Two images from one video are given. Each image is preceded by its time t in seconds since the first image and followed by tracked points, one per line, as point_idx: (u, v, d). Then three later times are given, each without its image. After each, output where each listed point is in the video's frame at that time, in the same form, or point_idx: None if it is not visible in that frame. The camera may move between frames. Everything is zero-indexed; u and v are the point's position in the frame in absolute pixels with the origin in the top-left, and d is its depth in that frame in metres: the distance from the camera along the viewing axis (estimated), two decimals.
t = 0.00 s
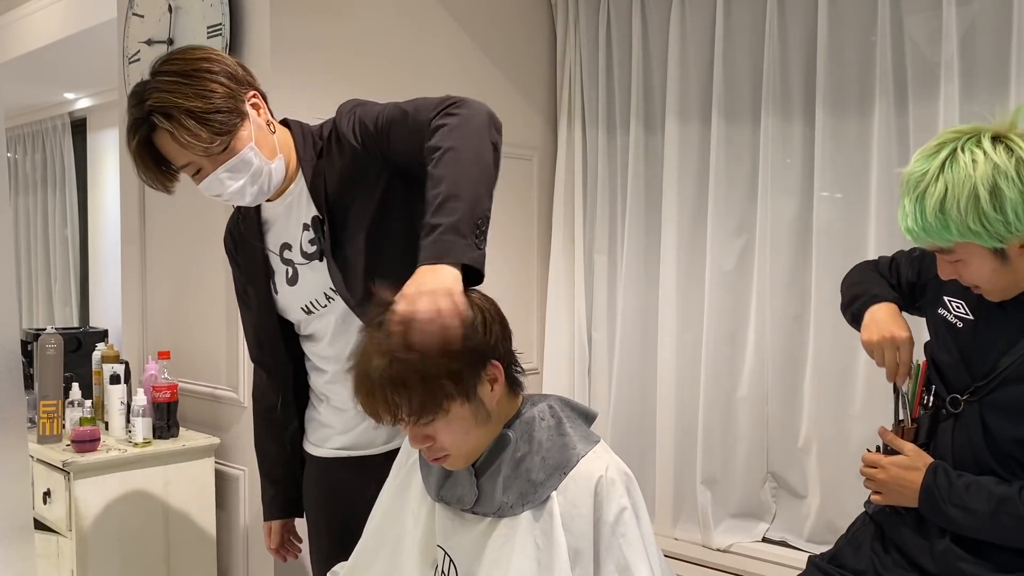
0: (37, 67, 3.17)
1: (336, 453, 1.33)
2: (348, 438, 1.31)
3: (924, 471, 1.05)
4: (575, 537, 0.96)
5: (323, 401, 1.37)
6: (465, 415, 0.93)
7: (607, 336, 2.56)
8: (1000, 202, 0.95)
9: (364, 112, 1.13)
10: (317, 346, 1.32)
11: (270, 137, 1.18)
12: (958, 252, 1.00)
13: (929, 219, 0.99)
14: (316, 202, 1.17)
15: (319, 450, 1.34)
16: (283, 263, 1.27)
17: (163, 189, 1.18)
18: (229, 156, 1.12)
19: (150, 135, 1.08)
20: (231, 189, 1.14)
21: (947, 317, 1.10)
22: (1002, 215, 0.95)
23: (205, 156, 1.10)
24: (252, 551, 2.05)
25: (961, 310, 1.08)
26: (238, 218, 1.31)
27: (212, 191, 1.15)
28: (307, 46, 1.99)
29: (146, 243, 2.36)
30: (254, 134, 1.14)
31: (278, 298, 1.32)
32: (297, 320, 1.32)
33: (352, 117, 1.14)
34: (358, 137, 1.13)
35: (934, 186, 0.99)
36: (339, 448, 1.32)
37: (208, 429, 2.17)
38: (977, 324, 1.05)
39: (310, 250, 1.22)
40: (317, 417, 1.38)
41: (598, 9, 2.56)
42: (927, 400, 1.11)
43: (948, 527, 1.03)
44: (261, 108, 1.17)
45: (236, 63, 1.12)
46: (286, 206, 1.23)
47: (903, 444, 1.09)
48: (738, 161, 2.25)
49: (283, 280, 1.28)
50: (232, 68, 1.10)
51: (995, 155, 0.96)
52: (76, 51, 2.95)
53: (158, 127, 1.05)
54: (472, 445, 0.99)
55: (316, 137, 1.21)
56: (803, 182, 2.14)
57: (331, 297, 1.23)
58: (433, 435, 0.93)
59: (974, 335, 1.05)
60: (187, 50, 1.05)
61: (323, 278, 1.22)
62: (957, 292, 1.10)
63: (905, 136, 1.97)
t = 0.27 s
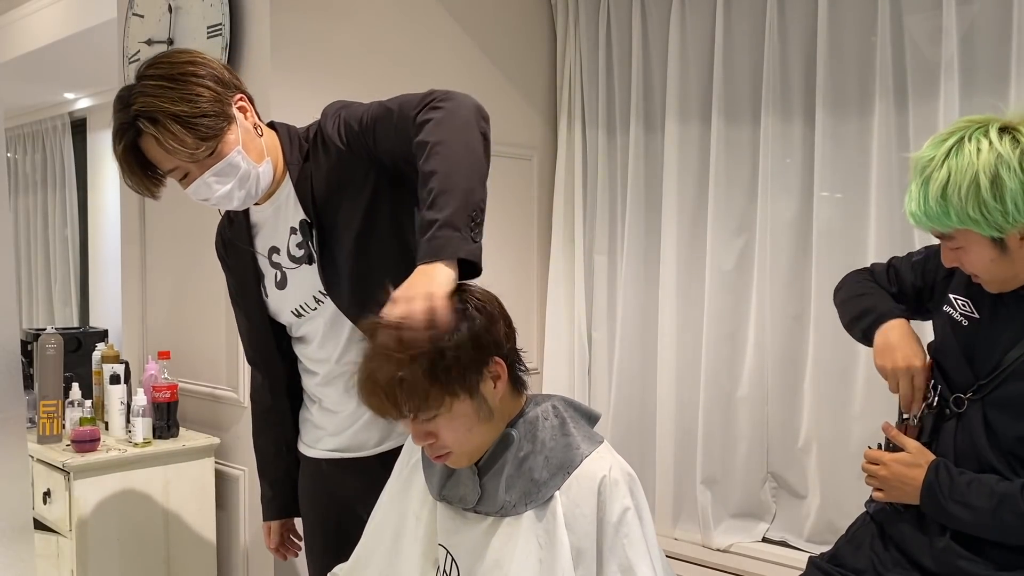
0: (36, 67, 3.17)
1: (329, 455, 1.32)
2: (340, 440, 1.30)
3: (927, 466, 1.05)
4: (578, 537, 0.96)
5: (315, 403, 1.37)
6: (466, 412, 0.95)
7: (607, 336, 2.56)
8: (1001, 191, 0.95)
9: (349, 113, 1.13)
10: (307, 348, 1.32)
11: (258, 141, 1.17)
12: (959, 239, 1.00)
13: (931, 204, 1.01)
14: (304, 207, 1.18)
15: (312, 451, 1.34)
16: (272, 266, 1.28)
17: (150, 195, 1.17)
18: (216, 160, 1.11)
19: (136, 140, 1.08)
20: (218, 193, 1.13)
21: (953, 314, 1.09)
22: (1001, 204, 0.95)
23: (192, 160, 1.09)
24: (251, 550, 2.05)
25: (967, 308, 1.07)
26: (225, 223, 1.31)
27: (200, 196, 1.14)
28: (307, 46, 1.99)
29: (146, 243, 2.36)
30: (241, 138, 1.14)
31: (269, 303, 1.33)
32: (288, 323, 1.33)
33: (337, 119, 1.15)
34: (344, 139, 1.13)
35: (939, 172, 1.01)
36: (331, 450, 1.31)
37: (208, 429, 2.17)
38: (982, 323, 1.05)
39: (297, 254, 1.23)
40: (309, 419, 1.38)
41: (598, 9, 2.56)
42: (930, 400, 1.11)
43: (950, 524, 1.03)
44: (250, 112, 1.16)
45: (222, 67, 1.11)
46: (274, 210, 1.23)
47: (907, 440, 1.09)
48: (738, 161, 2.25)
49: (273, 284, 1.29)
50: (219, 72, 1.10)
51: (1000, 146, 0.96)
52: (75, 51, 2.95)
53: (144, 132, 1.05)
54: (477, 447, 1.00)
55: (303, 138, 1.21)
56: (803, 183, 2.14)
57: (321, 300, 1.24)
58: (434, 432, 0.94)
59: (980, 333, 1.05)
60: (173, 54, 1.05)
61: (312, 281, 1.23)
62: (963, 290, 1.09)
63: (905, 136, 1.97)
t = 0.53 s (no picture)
0: (36, 68, 3.17)
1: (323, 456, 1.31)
2: (334, 441, 1.29)
3: (934, 466, 1.05)
4: (576, 535, 0.96)
5: (309, 403, 1.36)
6: (465, 410, 0.95)
7: (607, 336, 2.56)
8: (1004, 184, 0.95)
9: (341, 113, 1.14)
10: (301, 349, 1.31)
11: (250, 141, 1.16)
12: (962, 232, 1.01)
13: (935, 196, 1.01)
14: (297, 208, 1.18)
15: (307, 452, 1.33)
16: (266, 267, 1.27)
17: (143, 196, 1.17)
18: (208, 161, 1.11)
19: (128, 142, 1.08)
20: (211, 194, 1.13)
21: (957, 315, 1.09)
22: (1004, 197, 0.95)
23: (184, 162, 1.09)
24: (251, 550, 2.05)
25: (971, 308, 1.08)
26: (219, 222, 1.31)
27: (194, 198, 1.14)
28: (307, 46, 1.99)
29: (146, 243, 2.37)
30: (233, 139, 1.13)
31: (263, 304, 1.33)
32: (282, 324, 1.32)
33: (329, 119, 1.15)
34: (336, 139, 1.13)
35: (944, 164, 1.01)
36: (325, 451, 1.31)
37: (208, 429, 2.17)
38: (985, 322, 1.05)
39: (291, 254, 1.22)
40: (304, 420, 1.38)
41: (598, 9, 2.56)
42: (935, 402, 1.10)
43: (954, 524, 1.03)
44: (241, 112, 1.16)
45: (213, 67, 1.11)
46: (267, 211, 1.23)
47: (920, 438, 1.09)
48: (738, 161, 2.25)
49: (267, 284, 1.28)
50: (210, 73, 1.10)
51: (1006, 139, 0.96)
52: (75, 51, 2.95)
53: (135, 134, 1.05)
54: (479, 446, 1.00)
55: (295, 138, 1.22)
56: (803, 183, 2.14)
57: (315, 301, 1.22)
58: (433, 429, 0.95)
59: (983, 333, 1.06)
60: (163, 56, 1.05)
61: (304, 283, 1.22)
62: (967, 289, 1.10)
63: (905, 136, 1.97)
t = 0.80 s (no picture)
0: (36, 67, 3.16)
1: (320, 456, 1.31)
2: (331, 442, 1.29)
3: (930, 465, 1.05)
4: (573, 528, 0.96)
5: (305, 404, 1.36)
6: (470, 410, 0.95)
7: (607, 336, 2.56)
8: None
9: (347, 117, 1.14)
10: (297, 349, 1.31)
11: (245, 142, 1.16)
12: (991, 194, 1.00)
13: (975, 151, 1.00)
14: (294, 207, 1.18)
15: (302, 453, 1.33)
16: (261, 268, 1.26)
17: (137, 199, 1.16)
18: (204, 163, 1.11)
19: (122, 145, 1.07)
20: (207, 195, 1.13)
21: (959, 315, 1.10)
22: None
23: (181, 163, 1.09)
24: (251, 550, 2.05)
25: (973, 307, 1.08)
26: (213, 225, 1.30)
27: (189, 199, 1.14)
28: (307, 46, 1.99)
29: (146, 243, 2.37)
30: (228, 140, 1.13)
31: (258, 305, 1.32)
32: (277, 325, 1.32)
33: (331, 121, 1.15)
34: (341, 140, 1.13)
35: (988, 124, 1.00)
36: (321, 453, 1.30)
37: (208, 429, 2.17)
38: (985, 321, 1.05)
39: (287, 255, 1.22)
40: (299, 420, 1.37)
41: (598, 9, 2.56)
42: (935, 400, 1.10)
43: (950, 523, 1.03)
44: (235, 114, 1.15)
45: (206, 69, 1.11)
46: (263, 211, 1.23)
47: (919, 437, 1.09)
48: (738, 161, 2.25)
49: (262, 285, 1.28)
50: (203, 75, 1.09)
51: None
52: (75, 51, 2.95)
53: (130, 137, 1.05)
54: (483, 446, 1.00)
55: (291, 139, 1.22)
56: (803, 183, 2.14)
57: (311, 302, 1.23)
58: (437, 428, 0.95)
59: (983, 330, 1.05)
60: (156, 57, 1.05)
61: (302, 283, 1.22)
62: (969, 290, 1.11)
63: (905, 136, 1.97)
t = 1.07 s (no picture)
0: (36, 68, 3.16)
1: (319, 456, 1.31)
2: (328, 441, 1.29)
3: (930, 464, 1.05)
4: (569, 525, 0.97)
5: (302, 404, 1.35)
6: (457, 417, 0.95)
7: (607, 336, 2.56)
8: None
9: (352, 117, 1.14)
10: (295, 349, 1.30)
11: (244, 142, 1.16)
12: (1014, 184, 0.99)
13: (1003, 138, 0.98)
14: (296, 207, 1.18)
15: (299, 453, 1.33)
16: (260, 268, 1.25)
17: (137, 199, 1.17)
18: (204, 163, 1.11)
19: (121, 145, 1.08)
20: (208, 196, 1.13)
21: (961, 312, 1.10)
22: None
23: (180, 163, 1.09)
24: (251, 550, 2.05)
25: (975, 305, 1.08)
26: (211, 225, 1.30)
27: (189, 199, 1.14)
28: (306, 46, 1.99)
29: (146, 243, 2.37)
30: (228, 140, 1.13)
31: (256, 306, 1.31)
32: (275, 325, 1.31)
33: (336, 120, 1.15)
34: (347, 142, 1.13)
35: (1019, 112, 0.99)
36: (319, 452, 1.31)
37: (207, 429, 2.17)
38: (986, 318, 1.05)
39: (289, 253, 1.21)
40: (295, 420, 1.37)
41: (598, 9, 2.56)
42: (935, 398, 1.10)
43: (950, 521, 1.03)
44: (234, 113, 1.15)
45: (204, 68, 1.11)
46: (262, 210, 1.22)
47: (919, 436, 1.09)
48: (738, 161, 2.25)
49: (262, 285, 1.26)
50: (201, 75, 1.09)
51: None
52: (75, 51, 2.95)
53: (130, 138, 1.05)
54: (472, 451, 1.00)
55: (291, 138, 1.21)
56: (803, 183, 2.14)
57: (313, 300, 1.22)
58: (425, 437, 0.95)
59: (984, 328, 1.05)
60: (155, 58, 1.05)
61: (306, 280, 1.21)
62: (971, 288, 1.10)
63: (904, 137, 1.97)
